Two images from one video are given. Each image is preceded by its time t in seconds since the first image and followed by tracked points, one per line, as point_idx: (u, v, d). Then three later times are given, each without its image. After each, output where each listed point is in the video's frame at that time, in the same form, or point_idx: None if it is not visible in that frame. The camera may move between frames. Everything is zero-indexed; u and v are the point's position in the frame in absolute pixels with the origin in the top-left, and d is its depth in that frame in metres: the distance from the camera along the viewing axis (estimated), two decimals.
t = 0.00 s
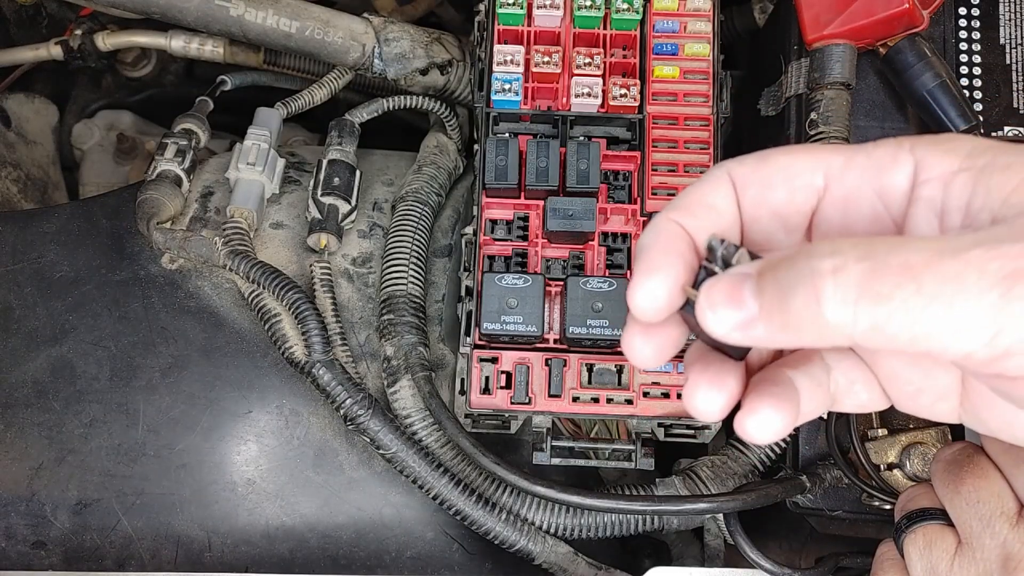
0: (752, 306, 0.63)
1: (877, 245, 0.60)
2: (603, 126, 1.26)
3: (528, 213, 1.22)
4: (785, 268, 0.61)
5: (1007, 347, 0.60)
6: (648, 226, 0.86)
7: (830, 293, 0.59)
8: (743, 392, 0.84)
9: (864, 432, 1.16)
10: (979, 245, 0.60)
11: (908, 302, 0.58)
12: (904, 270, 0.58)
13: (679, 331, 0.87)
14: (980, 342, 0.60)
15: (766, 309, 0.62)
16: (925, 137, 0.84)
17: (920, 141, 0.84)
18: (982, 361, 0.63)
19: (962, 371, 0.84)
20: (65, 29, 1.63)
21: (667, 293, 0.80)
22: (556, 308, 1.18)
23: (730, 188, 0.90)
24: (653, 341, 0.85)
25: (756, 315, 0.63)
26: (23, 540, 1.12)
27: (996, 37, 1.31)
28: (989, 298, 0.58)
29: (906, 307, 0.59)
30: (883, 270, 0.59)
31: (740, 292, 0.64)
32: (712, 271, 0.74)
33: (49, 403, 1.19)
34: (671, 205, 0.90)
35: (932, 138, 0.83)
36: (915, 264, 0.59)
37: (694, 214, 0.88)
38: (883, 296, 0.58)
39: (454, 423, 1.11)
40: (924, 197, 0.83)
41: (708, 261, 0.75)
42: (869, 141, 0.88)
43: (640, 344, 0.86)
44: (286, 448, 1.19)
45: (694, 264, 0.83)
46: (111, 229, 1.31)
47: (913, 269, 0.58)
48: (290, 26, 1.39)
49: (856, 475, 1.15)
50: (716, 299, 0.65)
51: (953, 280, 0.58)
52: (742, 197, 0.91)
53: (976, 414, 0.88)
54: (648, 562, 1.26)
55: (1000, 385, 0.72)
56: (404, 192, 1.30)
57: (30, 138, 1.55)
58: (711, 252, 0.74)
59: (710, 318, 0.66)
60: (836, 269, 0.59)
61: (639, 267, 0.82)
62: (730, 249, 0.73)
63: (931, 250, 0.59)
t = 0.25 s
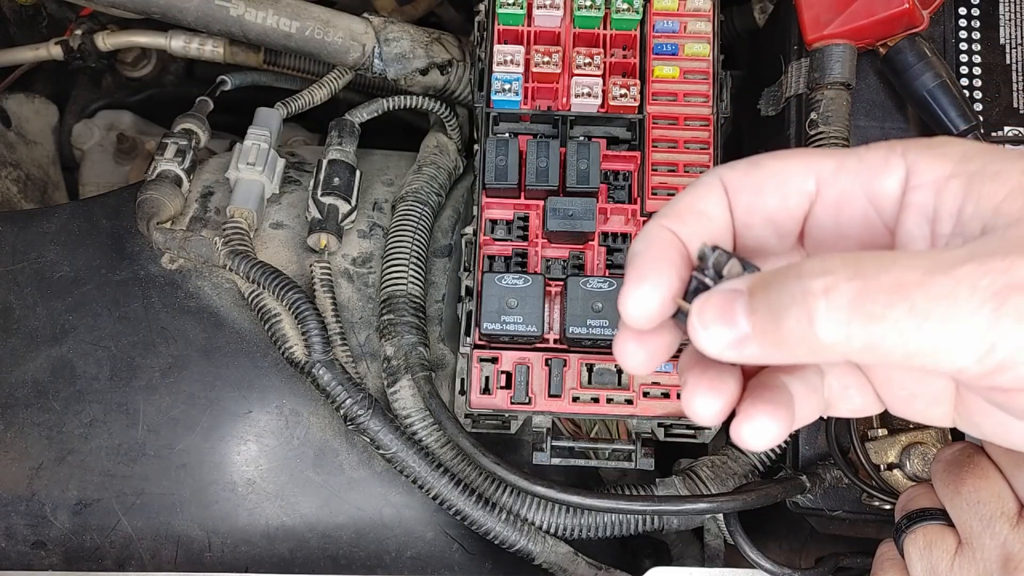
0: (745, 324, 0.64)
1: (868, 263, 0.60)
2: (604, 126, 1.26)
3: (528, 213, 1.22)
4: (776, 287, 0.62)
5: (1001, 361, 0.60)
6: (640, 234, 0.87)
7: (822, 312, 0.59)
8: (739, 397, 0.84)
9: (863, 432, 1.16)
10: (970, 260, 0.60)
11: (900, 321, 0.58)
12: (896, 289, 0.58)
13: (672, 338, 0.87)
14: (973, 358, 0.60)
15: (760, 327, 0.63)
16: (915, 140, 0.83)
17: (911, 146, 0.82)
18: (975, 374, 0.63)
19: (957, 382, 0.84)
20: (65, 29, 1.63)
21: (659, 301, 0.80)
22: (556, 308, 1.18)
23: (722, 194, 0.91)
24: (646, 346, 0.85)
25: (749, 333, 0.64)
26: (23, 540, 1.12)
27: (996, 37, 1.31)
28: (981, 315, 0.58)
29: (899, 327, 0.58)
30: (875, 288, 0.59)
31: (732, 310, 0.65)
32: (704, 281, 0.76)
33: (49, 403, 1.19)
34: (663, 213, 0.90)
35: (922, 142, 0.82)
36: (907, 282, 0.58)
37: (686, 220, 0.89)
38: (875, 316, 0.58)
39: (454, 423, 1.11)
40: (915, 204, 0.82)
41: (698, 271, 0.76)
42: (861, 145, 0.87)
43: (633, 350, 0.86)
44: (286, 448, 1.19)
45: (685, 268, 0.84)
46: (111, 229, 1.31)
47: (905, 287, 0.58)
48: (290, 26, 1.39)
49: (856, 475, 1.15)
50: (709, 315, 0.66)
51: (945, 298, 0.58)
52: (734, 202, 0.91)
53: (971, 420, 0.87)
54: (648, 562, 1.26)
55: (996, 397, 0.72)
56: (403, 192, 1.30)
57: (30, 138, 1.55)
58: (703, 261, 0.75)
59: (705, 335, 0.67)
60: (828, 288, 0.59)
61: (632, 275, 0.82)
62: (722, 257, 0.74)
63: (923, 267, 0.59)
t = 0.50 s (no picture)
0: (745, 317, 0.64)
1: (862, 253, 0.60)
2: (604, 126, 1.26)
3: (528, 213, 1.22)
4: (773, 279, 0.62)
5: (995, 352, 0.60)
6: (639, 235, 0.86)
7: (819, 303, 0.59)
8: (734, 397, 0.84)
9: (864, 432, 1.16)
10: (965, 251, 0.60)
11: (892, 309, 0.59)
12: (890, 278, 0.59)
13: (670, 338, 0.86)
14: (967, 348, 0.60)
15: (760, 319, 0.63)
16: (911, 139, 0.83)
17: (907, 145, 0.83)
18: (968, 365, 0.63)
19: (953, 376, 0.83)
20: (65, 29, 1.63)
21: (658, 302, 0.80)
22: (556, 308, 1.19)
23: (721, 195, 0.90)
24: (645, 345, 0.85)
25: (750, 325, 0.64)
26: (23, 540, 1.12)
27: (996, 37, 1.31)
28: (974, 304, 0.58)
29: (891, 315, 0.59)
30: (869, 278, 0.59)
31: (733, 303, 0.65)
32: (706, 275, 0.74)
33: (49, 403, 1.19)
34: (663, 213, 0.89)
35: (918, 141, 0.83)
36: (900, 272, 0.59)
37: (686, 220, 0.88)
38: (867, 303, 0.59)
39: (453, 423, 1.11)
40: (913, 200, 0.82)
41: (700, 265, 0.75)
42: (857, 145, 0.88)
43: (631, 349, 0.85)
44: (286, 448, 1.19)
45: (685, 268, 0.83)
46: (111, 229, 1.31)
47: (898, 277, 0.59)
48: (290, 26, 1.39)
49: (856, 475, 1.15)
50: (711, 311, 0.66)
51: (938, 288, 0.58)
52: (732, 201, 0.90)
53: (968, 415, 0.88)
54: (648, 562, 1.26)
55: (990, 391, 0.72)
56: (403, 192, 1.30)
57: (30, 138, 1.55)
58: (705, 256, 0.74)
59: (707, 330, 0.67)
60: (822, 277, 0.59)
61: (631, 275, 0.81)
62: (724, 252, 0.73)
63: (916, 258, 0.59)
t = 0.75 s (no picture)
0: (749, 306, 0.64)
1: (863, 240, 0.60)
2: (604, 126, 1.26)
3: (528, 213, 1.22)
4: (775, 266, 0.62)
5: (993, 344, 0.60)
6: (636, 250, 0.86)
7: (816, 285, 0.59)
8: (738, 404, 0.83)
9: (864, 432, 1.16)
10: (967, 240, 0.60)
11: (890, 291, 0.59)
12: (888, 261, 0.59)
13: (669, 348, 0.86)
14: (966, 336, 0.61)
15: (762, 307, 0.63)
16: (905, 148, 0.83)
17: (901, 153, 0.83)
18: (963, 357, 0.64)
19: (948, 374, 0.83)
20: (65, 29, 1.63)
21: (652, 317, 0.80)
22: (556, 308, 1.18)
23: (716, 210, 0.90)
24: (643, 356, 0.85)
25: (753, 314, 0.64)
26: (23, 540, 1.12)
27: (996, 37, 1.31)
28: (972, 292, 0.58)
29: (888, 296, 0.59)
30: (866, 261, 0.59)
31: (738, 295, 0.65)
32: (717, 273, 0.73)
33: (49, 403, 1.19)
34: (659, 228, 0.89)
35: (911, 150, 0.83)
36: (898, 257, 0.59)
37: (681, 236, 0.87)
38: (864, 284, 0.59)
39: (453, 423, 1.11)
40: (910, 207, 0.82)
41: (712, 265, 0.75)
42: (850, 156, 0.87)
43: (630, 360, 0.86)
44: (286, 448, 1.19)
45: (680, 282, 0.83)
46: (111, 229, 1.31)
47: (897, 261, 0.59)
48: (290, 26, 1.39)
49: (856, 475, 1.15)
50: (718, 304, 0.66)
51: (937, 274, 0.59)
52: (728, 216, 0.90)
53: (964, 418, 0.88)
54: (648, 562, 1.26)
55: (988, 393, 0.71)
56: (403, 192, 1.30)
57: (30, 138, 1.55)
58: (716, 257, 0.74)
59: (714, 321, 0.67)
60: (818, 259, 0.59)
61: (627, 290, 0.82)
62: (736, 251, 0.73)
63: (915, 244, 0.60)
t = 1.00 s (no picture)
0: (755, 286, 0.64)
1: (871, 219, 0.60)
2: (604, 126, 1.26)
3: (528, 213, 1.22)
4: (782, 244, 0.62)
5: (1000, 331, 0.61)
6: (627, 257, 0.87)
7: (822, 260, 0.59)
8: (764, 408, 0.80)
9: (864, 432, 1.16)
10: (979, 227, 0.61)
11: (898, 268, 0.59)
12: (897, 239, 0.59)
13: (667, 354, 0.86)
14: (975, 322, 0.61)
15: (768, 286, 0.63)
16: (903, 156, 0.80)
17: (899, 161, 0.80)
18: (966, 347, 0.64)
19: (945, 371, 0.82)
20: (65, 29, 1.63)
21: (642, 325, 0.81)
22: (556, 308, 1.19)
23: (709, 214, 0.88)
24: (642, 362, 0.85)
25: (759, 293, 0.64)
26: (23, 540, 1.12)
27: (996, 37, 1.31)
28: (982, 277, 0.59)
29: (896, 274, 0.59)
30: (875, 238, 0.59)
31: (744, 276, 0.65)
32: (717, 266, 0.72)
33: (49, 403, 1.19)
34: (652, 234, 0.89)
35: (906, 159, 0.80)
36: (908, 236, 0.59)
37: (674, 242, 0.87)
38: (873, 260, 0.59)
39: (453, 423, 1.11)
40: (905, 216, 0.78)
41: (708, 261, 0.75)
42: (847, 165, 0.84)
43: (629, 368, 0.85)
44: (286, 448, 1.19)
45: (672, 290, 0.83)
46: (111, 229, 1.31)
47: (906, 240, 0.59)
48: (290, 26, 1.39)
49: (856, 475, 1.15)
50: (725, 286, 0.67)
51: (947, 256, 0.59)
52: (722, 220, 0.88)
53: (961, 422, 0.87)
54: (648, 562, 1.26)
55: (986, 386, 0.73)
56: (403, 192, 1.30)
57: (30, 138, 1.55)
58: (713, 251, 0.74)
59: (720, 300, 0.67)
60: (826, 235, 0.59)
61: (617, 297, 0.82)
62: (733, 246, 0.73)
63: (925, 226, 0.60)
